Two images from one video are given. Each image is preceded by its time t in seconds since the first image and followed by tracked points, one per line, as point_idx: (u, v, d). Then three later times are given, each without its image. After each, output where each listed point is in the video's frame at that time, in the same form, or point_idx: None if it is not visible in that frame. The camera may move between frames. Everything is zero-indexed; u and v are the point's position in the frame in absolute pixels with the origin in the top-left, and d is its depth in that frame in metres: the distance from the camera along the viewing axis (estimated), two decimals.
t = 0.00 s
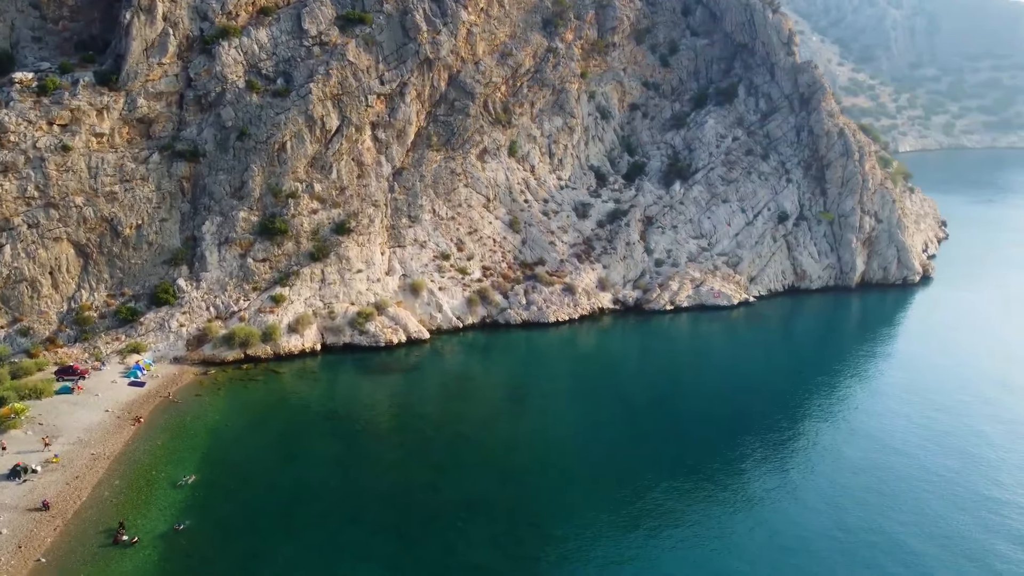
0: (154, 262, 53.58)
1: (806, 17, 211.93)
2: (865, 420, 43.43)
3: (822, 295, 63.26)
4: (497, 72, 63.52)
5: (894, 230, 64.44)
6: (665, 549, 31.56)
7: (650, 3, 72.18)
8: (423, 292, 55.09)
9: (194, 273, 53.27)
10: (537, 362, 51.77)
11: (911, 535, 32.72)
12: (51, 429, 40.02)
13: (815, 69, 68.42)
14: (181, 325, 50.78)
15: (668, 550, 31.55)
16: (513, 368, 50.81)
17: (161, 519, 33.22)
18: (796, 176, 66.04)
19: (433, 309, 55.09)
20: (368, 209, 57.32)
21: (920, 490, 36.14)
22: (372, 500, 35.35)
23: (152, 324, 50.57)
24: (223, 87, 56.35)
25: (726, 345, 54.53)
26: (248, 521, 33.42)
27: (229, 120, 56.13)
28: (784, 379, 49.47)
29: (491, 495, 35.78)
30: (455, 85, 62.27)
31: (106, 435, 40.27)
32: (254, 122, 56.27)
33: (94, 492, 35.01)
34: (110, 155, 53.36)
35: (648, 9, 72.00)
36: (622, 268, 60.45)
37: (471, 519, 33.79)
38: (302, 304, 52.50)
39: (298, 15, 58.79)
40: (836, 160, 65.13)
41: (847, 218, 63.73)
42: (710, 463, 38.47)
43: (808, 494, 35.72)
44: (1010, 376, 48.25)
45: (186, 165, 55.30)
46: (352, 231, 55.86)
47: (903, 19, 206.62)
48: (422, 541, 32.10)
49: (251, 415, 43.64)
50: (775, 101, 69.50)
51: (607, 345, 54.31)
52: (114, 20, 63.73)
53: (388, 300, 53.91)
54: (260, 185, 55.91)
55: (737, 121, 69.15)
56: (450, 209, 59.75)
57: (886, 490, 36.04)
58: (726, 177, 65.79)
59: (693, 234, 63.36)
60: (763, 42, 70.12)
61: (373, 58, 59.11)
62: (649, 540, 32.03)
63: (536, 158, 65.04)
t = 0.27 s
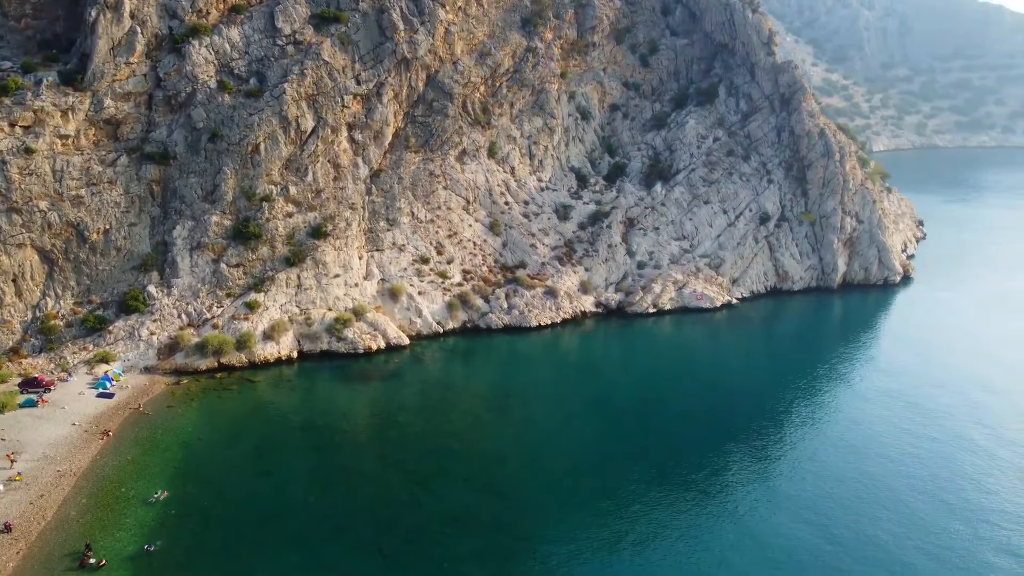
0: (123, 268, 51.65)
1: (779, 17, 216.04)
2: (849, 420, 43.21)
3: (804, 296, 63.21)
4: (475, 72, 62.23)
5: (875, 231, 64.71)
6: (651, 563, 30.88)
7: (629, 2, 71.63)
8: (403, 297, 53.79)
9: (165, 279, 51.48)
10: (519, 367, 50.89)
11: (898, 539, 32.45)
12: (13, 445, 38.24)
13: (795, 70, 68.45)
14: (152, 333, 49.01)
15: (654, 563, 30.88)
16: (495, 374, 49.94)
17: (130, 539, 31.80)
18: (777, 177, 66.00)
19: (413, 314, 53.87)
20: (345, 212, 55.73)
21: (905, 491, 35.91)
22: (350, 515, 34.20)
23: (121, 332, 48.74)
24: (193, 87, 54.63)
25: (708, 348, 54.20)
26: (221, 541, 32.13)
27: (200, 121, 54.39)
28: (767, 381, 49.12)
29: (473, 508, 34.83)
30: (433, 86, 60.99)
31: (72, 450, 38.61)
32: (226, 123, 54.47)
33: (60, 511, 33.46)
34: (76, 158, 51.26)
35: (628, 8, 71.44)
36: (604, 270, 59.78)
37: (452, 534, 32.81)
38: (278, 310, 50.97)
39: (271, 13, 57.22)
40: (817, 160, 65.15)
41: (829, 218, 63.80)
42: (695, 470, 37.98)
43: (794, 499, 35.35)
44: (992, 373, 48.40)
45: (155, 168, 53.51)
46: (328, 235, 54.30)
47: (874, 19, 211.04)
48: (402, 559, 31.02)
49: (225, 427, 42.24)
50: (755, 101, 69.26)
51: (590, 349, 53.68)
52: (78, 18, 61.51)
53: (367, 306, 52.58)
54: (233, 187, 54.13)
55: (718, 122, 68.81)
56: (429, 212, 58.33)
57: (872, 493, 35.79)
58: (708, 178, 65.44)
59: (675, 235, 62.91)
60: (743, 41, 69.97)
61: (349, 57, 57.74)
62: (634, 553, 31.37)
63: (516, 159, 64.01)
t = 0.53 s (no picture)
0: (94, 275, 49.78)
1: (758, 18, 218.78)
2: (838, 424, 42.93)
3: (790, 297, 63.01)
4: (457, 72, 61.12)
5: (860, 231, 64.81)
6: None
7: (613, 2, 70.96)
8: (385, 301, 52.53)
9: (139, 286, 49.75)
10: (505, 373, 49.99)
11: (891, 548, 32.14)
12: None
13: (779, 70, 68.29)
14: (125, 342, 47.36)
15: None
16: (480, 380, 49.04)
17: (104, 561, 30.49)
18: (762, 177, 65.71)
19: (396, 319, 52.66)
20: (325, 215, 54.26)
21: (897, 499, 35.64)
22: (333, 529, 33.11)
23: (92, 341, 47.01)
24: (167, 87, 52.98)
25: (696, 351, 53.73)
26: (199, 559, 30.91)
27: (174, 122, 52.72)
28: (756, 384, 48.65)
29: (462, 520, 33.88)
30: (415, 86, 59.75)
31: (41, 465, 37.07)
32: (201, 124, 52.80)
33: (28, 532, 32.03)
34: (44, 160, 49.44)
35: (611, 8, 70.75)
36: (589, 273, 59.03)
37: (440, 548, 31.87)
38: (256, 316, 49.63)
39: (247, 11, 55.68)
40: (802, 161, 65.04)
41: (815, 219, 63.71)
42: (685, 478, 37.40)
43: (785, 507, 34.90)
44: (978, 375, 48.52)
45: (128, 170, 51.72)
46: (308, 239, 52.87)
47: (851, 19, 214.97)
48: None
49: (203, 438, 40.87)
50: (740, 101, 68.93)
51: (576, 353, 52.96)
52: (47, 15, 59.45)
53: (348, 311, 51.22)
54: (209, 191, 52.45)
55: (703, 122, 68.36)
56: (411, 215, 57.03)
57: (863, 500, 35.45)
58: (693, 180, 64.97)
59: (661, 237, 62.29)
60: (727, 41, 69.66)
61: (328, 57, 56.47)
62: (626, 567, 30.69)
63: (499, 160, 62.78)
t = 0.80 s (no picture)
0: (64, 281, 48.05)
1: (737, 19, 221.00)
2: (826, 426, 42.56)
3: (776, 299, 62.78)
4: (438, 72, 59.99)
5: (844, 232, 64.92)
6: None
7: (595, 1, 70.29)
8: (366, 307, 51.31)
9: (110, 293, 48.08)
10: (489, 379, 49.13)
11: (880, 553, 31.79)
12: None
13: (763, 70, 68.01)
14: (97, 351, 45.77)
15: None
16: (464, 386, 48.09)
17: None
18: (747, 178, 65.43)
19: (378, 325, 51.48)
20: (303, 219, 52.85)
21: (888, 501, 35.25)
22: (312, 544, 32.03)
23: (61, 351, 45.32)
24: (139, 87, 51.29)
25: (681, 354, 53.22)
26: None
27: (146, 123, 51.04)
28: (742, 388, 48.24)
29: (446, 531, 32.97)
30: (395, 86, 58.54)
31: (6, 483, 35.51)
32: (174, 126, 51.19)
33: None
34: (10, 163, 47.70)
35: (594, 7, 70.08)
36: (574, 276, 58.29)
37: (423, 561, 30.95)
38: (233, 323, 48.20)
39: (222, 9, 54.02)
40: (787, 161, 64.97)
41: (799, 221, 63.67)
42: (674, 485, 36.76)
43: (775, 514, 34.38)
44: (963, 374, 48.58)
45: (98, 173, 50.02)
46: (286, 244, 51.47)
47: (829, 20, 215.85)
48: None
49: (177, 451, 39.51)
50: (724, 102, 68.60)
51: (561, 357, 52.22)
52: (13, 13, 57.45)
53: (328, 317, 49.90)
54: (183, 194, 50.79)
55: (687, 122, 67.93)
56: (392, 218, 55.70)
57: (853, 504, 35.05)
58: (677, 181, 64.52)
59: (645, 239, 61.71)
60: (710, 41, 69.26)
61: (306, 56, 55.06)
62: None
63: (482, 162, 61.65)
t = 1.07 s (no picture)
0: (27, 290, 46.22)
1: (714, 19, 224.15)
2: (811, 430, 42.28)
3: (757, 301, 62.62)
4: (416, 72, 58.78)
5: (825, 233, 65.06)
6: None
7: None
8: (343, 312, 50.05)
9: (76, 301, 46.29)
10: (471, 386, 48.21)
11: (868, 561, 31.51)
12: None
13: (744, 70, 67.73)
14: (63, 361, 44.07)
15: None
16: (443, 393, 47.10)
17: None
18: (728, 179, 65.22)
19: (356, 331, 50.30)
20: (278, 223, 51.32)
21: (875, 508, 35.01)
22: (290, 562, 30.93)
23: (25, 363, 43.46)
24: (105, 88, 49.31)
25: (664, 358, 52.73)
26: None
27: (113, 125, 49.14)
28: (726, 391, 47.87)
29: (429, 546, 32.05)
30: (372, 87, 57.26)
31: None
32: (143, 127, 49.22)
33: None
34: None
35: (573, 6, 69.35)
36: (555, 280, 57.57)
37: None
38: (205, 331, 46.75)
39: (192, 6, 52.03)
40: (768, 162, 64.87)
41: (781, 222, 63.66)
42: (660, 495, 36.14)
43: (764, 523, 33.94)
44: (945, 377, 48.64)
45: (63, 177, 48.17)
46: (261, 249, 49.93)
47: (802, 21, 219.14)
48: None
49: (148, 465, 38.10)
50: (705, 102, 68.26)
51: (543, 363, 51.43)
52: None
53: (304, 324, 48.53)
54: (152, 198, 48.92)
55: (668, 123, 67.57)
56: (369, 221, 54.41)
57: (840, 510, 34.80)
58: (658, 182, 64.12)
59: (627, 241, 61.17)
60: (691, 41, 68.88)
61: (279, 56, 53.47)
62: None
63: (461, 163, 60.54)
